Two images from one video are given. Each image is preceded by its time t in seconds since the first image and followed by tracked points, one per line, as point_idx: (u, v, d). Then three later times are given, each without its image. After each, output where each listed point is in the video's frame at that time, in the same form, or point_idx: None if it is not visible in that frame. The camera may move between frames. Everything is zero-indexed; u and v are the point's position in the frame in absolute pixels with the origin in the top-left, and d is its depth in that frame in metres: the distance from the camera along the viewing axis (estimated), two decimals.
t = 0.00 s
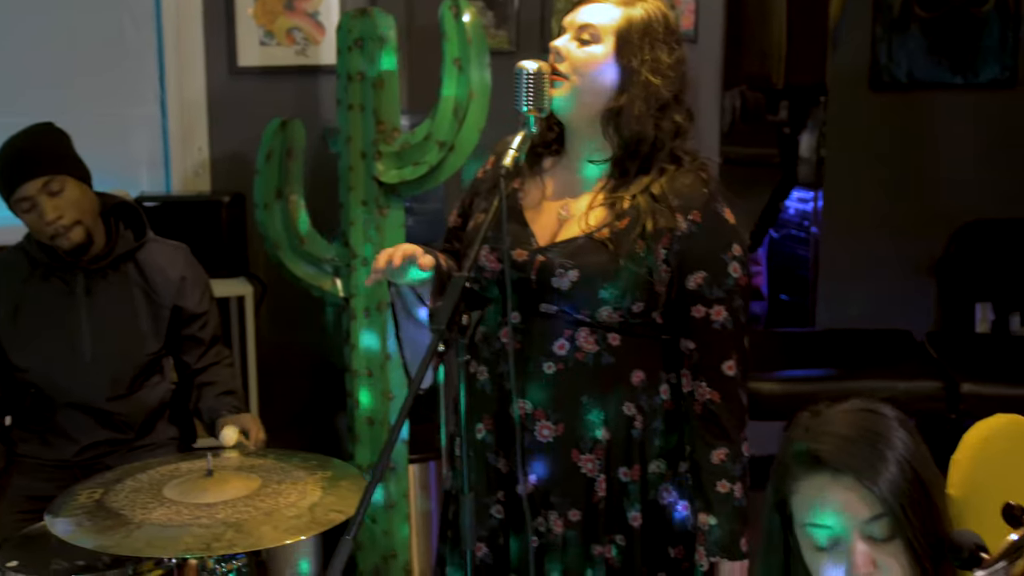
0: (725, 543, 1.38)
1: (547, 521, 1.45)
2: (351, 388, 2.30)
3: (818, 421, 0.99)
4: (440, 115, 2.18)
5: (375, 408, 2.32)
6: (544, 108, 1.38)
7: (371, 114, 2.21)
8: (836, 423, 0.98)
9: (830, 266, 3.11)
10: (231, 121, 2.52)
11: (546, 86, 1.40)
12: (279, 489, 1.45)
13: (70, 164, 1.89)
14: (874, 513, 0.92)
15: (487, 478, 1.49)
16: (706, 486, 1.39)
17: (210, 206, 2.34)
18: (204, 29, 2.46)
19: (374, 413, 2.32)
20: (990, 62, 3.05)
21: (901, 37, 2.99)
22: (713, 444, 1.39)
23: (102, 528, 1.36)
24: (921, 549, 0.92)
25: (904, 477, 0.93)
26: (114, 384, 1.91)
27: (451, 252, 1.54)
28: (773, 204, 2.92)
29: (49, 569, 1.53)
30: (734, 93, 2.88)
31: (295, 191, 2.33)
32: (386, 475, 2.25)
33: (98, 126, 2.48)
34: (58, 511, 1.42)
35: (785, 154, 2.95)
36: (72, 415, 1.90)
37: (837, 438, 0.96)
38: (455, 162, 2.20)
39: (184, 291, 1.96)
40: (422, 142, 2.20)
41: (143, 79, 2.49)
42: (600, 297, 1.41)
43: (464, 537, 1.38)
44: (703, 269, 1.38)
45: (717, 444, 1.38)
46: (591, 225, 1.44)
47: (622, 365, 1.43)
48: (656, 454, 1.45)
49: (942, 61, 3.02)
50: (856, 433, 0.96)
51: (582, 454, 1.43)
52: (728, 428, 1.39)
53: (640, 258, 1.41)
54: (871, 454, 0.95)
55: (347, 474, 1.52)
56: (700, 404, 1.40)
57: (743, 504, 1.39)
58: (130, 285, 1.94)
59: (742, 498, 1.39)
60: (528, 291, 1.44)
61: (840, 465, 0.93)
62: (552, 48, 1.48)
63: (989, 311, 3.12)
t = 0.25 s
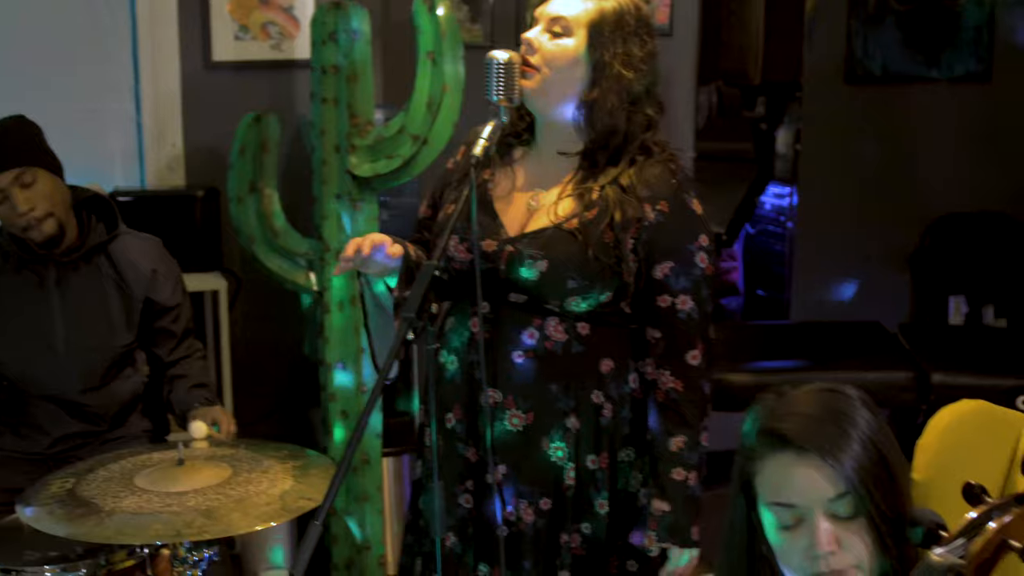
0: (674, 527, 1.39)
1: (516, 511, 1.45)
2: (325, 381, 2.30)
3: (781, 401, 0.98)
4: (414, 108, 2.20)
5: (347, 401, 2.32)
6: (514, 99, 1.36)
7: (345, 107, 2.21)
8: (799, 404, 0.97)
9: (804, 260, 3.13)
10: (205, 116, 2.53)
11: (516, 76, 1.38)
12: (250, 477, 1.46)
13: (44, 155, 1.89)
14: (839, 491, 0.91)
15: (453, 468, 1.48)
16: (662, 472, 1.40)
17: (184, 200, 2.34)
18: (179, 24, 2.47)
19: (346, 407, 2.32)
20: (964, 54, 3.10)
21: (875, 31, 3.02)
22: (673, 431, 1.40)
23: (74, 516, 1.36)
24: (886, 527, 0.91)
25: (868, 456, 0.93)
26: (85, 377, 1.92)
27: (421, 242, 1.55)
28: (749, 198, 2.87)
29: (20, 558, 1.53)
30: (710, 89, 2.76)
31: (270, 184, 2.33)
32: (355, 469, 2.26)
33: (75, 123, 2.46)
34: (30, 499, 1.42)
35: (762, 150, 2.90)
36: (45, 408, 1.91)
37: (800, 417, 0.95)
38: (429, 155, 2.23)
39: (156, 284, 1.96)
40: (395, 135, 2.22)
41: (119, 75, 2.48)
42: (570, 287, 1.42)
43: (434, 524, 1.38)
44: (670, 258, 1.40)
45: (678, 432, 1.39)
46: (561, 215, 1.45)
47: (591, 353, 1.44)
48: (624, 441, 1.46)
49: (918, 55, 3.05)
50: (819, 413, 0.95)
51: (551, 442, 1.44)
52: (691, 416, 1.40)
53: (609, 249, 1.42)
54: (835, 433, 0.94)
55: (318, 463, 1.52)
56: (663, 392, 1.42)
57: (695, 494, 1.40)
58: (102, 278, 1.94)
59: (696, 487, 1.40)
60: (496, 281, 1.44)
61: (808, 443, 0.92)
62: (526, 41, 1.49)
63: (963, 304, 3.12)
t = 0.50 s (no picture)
0: (641, 513, 1.41)
1: (484, 497, 1.46)
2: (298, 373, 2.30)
3: (746, 383, 0.98)
4: (388, 100, 2.22)
5: (321, 394, 2.33)
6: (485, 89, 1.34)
7: (319, 100, 2.22)
8: (763, 385, 0.97)
9: (780, 250, 3.14)
10: (180, 111, 2.53)
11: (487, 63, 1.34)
12: (221, 465, 1.46)
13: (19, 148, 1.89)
14: (801, 470, 0.91)
15: (423, 455, 1.48)
16: (630, 458, 1.42)
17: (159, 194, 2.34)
18: (153, 20, 2.48)
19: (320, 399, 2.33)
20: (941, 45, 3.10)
21: (852, 24, 3.03)
22: (640, 418, 1.42)
23: (45, 504, 1.37)
24: (849, 505, 0.91)
25: (832, 436, 0.93)
26: (61, 368, 1.92)
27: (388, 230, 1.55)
28: (725, 192, 2.85)
29: None
30: (688, 84, 2.77)
31: (244, 177, 2.35)
32: (329, 461, 2.28)
33: (52, 122, 2.43)
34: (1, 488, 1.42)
35: (738, 143, 2.92)
36: (20, 400, 1.91)
37: (764, 397, 0.95)
38: (403, 147, 2.25)
39: (129, 277, 1.98)
40: (370, 128, 2.23)
41: (93, 71, 2.47)
42: (536, 274, 1.42)
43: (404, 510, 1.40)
44: (637, 248, 1.41)
45: (645, 418, 1.41)
46: (528, 204, 1.45)
47: (557, 339, 1.45)
48: (591, 427, 1.47)
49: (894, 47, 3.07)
50: (784, 393, 0.96)
51: (518, 429, 1.44)
52: (656, 403, 1.42)
53: (576, 237, 1.43)
54: (800, 413, 0.94)
55: (288, 452, 1.53)
56: (629, 379, 1.43)
57: (663, 480, 1.42)
58: (76, 270, 1.95)
59: (663, 474, 1.42)
60: (462, 268, 1.45)
61: (772, 422, 0.92)
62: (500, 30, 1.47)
63: (937, 296, 3.17)
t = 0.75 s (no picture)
0: (621, 497, 1.40)
1: (451, 481, 1.46)
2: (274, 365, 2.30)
3: (713, 360, 0.98)
4: (364, 92, 2.21)
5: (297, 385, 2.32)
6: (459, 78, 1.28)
7: (293, 92, 2.22)
8: (730, 363, 0.97)
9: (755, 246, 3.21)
10: (156, 104, 2.52)
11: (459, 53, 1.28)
12: (194, 452, 1.47)
13: None
14: (766, 449, 0.90)
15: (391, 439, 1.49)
16: (604, 443, 1.41)
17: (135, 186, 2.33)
18: (129, 12, 2.46)
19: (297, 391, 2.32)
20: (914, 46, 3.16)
21: (826, 19, 3.07)
22: (612, 404, 1.41)
23: (16, 489, 1.37)
24: (815, 481, 0.90)
25: (796, 414, 0.92)
26: (34, 358, 1.92)
27: (352, 213, 1.53)
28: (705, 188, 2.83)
29: None
30: (665, 80, 2.75)
31: (219, 169, 2.34)
32: (306, 453, 2.27)
33: (23, 110, 2.51)
34: None
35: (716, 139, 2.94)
36: None
37: (731, 375, 0.95)
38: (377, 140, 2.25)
39: (102, 267, 1.98)
40: (345, 120, 2.23)
41: (67, 63, 2.51)
42: (501, 260, 1.42)
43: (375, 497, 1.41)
44: (603, 235, 1.40)
45: (616, 404, 1.40)
46: (493, 190, 1.45)
47: (521, 324, 1.45)
48: (556, 411, 1.47)
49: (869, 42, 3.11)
50: (750, 371, 0.95)
51: (483, 413, 1.45)
52: (626, 390, 1.41)
53: (542, 224, 1.42)
54: (765, 390, 0.94)
55: (262, 439, 1.53)
56: (598, 366, 1.42)
57: (639, 463, 1.42)
58: (49, 259, 1.95)
59: (639, 457, 1.41)
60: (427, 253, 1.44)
61: (737, 401, 0.92)
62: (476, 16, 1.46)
63: (914, 288, 3.19)
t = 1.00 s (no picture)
0: (589, 483, 1.41)
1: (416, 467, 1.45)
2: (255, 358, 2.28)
3: (684, 336, 0.97)
4: (340, 82, 2.18)
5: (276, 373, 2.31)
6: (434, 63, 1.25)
7: (270, 80, 2.21)
8: (702, 338, 0.96)
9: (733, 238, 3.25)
10: (130, 93, 2.50)
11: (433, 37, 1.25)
12: (166, 436, 1.45)
13: None
14: (745, 421, 0.89)
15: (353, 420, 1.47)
16: (569, 429, 1.41)
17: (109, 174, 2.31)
18: None
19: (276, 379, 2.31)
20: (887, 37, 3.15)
21: (800, 12, 3.07)
22: (576, 389, 1.41)
23: None
24: (791, 451, 0.90)
25: (771, 385, 0.92)
26: (11, 342, 1.90)
27: (315, 192, 1.48)
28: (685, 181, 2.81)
29: None
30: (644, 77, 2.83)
31: (194, 158, 2.32)
32: (285, 444, 2.25)
33: None
34: None
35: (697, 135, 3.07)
36: None
37: (705, 349, 0.94)
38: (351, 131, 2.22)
39: (77, 250, 1.97)
40: (321, 109, 2.20)
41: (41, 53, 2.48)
42: (469, 247, 1.39)
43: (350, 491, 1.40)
44: (566, 224, 1.40)
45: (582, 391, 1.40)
46: (459, 176, 1.42)
47: (487, 308, 1.43)
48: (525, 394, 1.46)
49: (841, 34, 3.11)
50: (723, 345, 0.94)
51: (449, 397, 1.43)
52: (592, 377, 1.41)
53: (510, 214, 1.40)
54: (739, 364, 0.93)
55: (235, 424, 1.52)
56: (562, 352, 1.41)
57: (604, 447, 1.43)
58: (24, 244, 1.93)
59: (603, 441, 1.43)
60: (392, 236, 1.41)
61: (715, 373, 0.91)
62: None
63: (891, 280, 3.19)
